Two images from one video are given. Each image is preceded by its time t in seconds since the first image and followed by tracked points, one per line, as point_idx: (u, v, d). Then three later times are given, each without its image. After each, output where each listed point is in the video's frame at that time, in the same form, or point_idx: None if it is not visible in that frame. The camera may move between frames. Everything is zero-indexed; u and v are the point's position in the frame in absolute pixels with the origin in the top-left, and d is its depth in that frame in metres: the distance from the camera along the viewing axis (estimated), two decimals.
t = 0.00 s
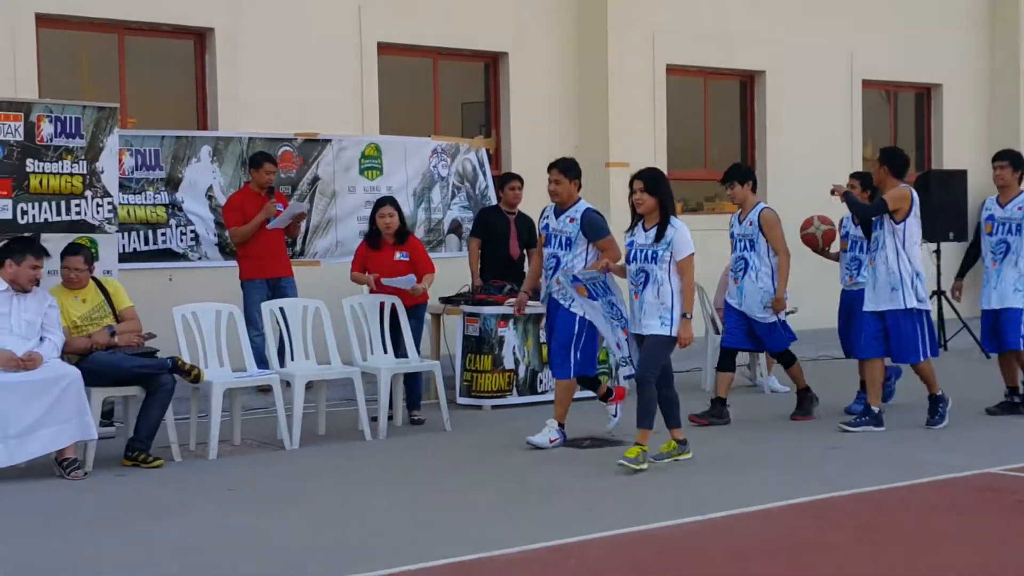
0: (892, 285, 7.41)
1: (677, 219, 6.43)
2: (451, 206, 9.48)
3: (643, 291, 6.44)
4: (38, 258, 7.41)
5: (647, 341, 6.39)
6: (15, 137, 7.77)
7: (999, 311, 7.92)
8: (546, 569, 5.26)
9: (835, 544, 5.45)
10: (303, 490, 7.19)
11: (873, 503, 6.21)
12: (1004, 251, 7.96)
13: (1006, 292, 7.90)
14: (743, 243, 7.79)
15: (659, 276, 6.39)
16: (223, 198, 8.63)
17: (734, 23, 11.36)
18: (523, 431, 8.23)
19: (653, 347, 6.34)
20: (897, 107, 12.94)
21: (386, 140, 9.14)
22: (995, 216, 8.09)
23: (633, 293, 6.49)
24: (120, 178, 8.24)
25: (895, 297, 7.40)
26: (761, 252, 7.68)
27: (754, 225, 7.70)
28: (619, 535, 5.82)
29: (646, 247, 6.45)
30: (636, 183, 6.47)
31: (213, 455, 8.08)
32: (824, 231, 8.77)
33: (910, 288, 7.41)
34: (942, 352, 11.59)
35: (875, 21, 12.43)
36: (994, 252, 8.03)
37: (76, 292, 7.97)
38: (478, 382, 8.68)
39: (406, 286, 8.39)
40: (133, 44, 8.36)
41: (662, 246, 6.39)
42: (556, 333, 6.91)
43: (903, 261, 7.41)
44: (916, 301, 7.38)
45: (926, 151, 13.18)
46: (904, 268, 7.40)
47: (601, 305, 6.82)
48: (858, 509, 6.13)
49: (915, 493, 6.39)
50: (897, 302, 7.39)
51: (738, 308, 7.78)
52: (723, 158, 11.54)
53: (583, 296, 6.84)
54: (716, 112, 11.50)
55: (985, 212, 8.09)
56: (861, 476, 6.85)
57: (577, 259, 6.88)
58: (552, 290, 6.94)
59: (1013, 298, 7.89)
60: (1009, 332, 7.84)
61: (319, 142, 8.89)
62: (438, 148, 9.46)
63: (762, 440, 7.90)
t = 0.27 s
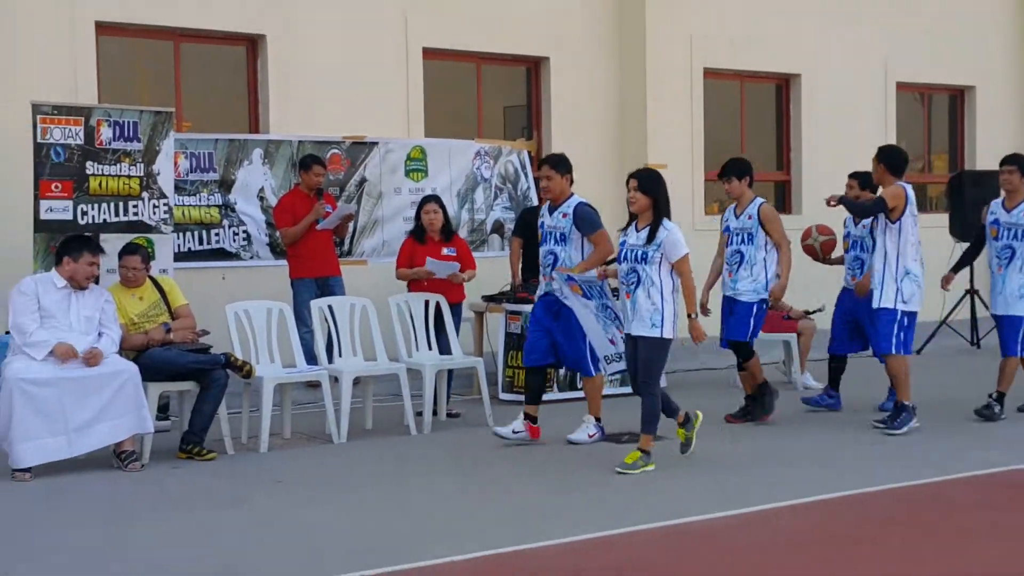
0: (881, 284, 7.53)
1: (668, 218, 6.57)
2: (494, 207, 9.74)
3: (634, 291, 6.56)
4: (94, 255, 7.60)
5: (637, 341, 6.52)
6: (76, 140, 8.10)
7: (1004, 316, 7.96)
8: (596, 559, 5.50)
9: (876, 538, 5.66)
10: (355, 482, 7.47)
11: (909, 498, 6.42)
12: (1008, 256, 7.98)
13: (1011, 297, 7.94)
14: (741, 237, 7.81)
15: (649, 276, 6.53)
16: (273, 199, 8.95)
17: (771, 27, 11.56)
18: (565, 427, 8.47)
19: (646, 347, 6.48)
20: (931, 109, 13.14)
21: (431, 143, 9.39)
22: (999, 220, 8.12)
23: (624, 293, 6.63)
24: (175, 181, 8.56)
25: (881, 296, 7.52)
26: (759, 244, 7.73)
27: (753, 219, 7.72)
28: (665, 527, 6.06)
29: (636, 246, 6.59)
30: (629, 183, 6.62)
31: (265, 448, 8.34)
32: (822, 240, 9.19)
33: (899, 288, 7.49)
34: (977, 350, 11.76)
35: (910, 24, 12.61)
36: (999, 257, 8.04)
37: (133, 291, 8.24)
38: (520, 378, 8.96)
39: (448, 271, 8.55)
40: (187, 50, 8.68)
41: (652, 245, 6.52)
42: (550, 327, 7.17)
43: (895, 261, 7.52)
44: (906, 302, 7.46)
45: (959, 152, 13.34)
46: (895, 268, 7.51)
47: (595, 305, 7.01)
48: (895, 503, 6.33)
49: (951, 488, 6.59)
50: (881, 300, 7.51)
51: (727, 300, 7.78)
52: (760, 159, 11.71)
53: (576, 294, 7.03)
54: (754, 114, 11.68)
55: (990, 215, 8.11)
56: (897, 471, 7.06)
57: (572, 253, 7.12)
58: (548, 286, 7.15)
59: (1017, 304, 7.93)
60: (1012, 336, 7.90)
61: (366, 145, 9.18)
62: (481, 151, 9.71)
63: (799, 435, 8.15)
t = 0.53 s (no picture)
0: (858, 287, 8.19)
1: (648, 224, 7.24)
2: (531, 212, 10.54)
3: (618, 293, 7.27)
4: (168, 257, 8.52)
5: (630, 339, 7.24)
6: (152, 153, 9.00)
7: (978, 310, 8.77)
8: (628, 532, 6.42)
9: (871, 517, 6.58)
10: (408, 461, 8.42)
11: (908, 480, 7.41)
12: (983, 254, 8.78)
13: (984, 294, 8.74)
14: (722, 247, 8.62)
15: (629, 279, 7.21)
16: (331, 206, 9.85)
17: (785, 48, 13.06)
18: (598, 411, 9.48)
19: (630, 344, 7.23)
20: (934, 122, 14.67)
21: (474, 155, 10.24)
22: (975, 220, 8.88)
23: (609, 294, 7.32)
24: (242, 190, 9.45)
25: (860, 298, 8.16)
26: (738, 254, 8.53)
27: (735, 232, 8.54)
28: (684, 505, 6.99)
29: (619, 251, 7.29)
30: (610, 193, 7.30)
31: (321, 431, 9.23)
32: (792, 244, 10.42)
33: (875, 290, 8.15)
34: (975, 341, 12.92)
35: (913, 45, 14.13)
36: (975, 255, 8.83)
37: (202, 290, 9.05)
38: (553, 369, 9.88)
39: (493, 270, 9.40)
40: (253, 72, 10.05)
41: (632, 250, 7.19)
42: (535, 328, 7.91)
43: (870, 264, 8.16)
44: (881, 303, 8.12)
45: (960, 161, 14.88)
46: (871, 271, 8.15)
47: (579, 305, 7.79)
48: (895, 485, 7.32)
49: (945, 472, 7.57)
50: (857, 303, 8.15)
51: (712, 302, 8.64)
52: (774, 169, 13.24)
53: (564, 296, 7.79)
54: (769, 127, 13.25)
55: (965, 216, 8.87)
56: (897, 455, 8.08)
57: (552, 258, 7.89)
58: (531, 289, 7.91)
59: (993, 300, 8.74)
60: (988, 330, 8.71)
61: (414, 157, 10.08)
62: (519, 161, 10.52)
63: (807, 420, 9.24)
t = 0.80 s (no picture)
0: (843, 287, 8.61)
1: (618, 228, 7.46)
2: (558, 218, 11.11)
3: (587, 293, 7.52)
4: (220, 261, 9.09)
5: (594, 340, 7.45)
6: (204, 163, 9.57)
7: (960, 314, 9.12)
8: (653, 521, 6.96)
9: (881, 508, 7.10)
10: (445, 452, 9.00)
11: (917, 473, 7.92)
12: (961, 260, 9.15)
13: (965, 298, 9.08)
14: (705, 245, 9.06)
15: (598, 279, 7.46)
16: (370, 212, 10.44)
17: (799, 61, 13.59)
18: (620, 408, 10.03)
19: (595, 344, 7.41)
20: (942, 132, 15.17)
21: (504, 163, 10.81)
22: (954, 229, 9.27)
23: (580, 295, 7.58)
24: (287, 197, 10.08)
25: (847, 297, 8.58)
26: (718, 253, 8.93)
27: (717, 230, 8.95)
28: (705, 496, 7.53)
29: (589, 255, 7.51)
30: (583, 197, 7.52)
31: (361, 424, 9.82)
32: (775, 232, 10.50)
33: (861, 289, 8.55)
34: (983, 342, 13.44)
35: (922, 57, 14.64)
36: (953, 261, 9.19)
37: (250, 290, 9.64)
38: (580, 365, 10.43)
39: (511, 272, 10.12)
40: (298, 86, 10.73)
41: (602, 253, 7.43)
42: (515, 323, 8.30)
43: (856, 265, 8.55)
44: (866, 301, 8.53)
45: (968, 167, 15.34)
46: (854, 271, 8.55)
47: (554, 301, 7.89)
48: (904, 477, 7.83)
49: (951, 465, 8.09)
50: (845, 301, 8.58)
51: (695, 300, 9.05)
52: (789, 176, 13.79)
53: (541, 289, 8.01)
54: (784, 137, 13.78)
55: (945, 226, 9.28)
56: (905, 449, 8.59)
57: (536, 258, 8.17)
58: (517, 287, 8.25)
59: (974, 303, 9.08)
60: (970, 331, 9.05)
61: (448, 166, 10.65)
62: (547, 170, 11.07)
63: (820, 416, 9.76)
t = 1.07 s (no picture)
0: (843, 293, 8.46)
1: (597, 235, 7.10)
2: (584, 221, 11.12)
3: (565, 303, 7.15)
4: (247, 264, 9.16)
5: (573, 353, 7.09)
6: (231, 166, 9.66)
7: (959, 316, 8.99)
8: (675, 523, 6.96)
9: (905, 511, 7.07)
10: (468, 454, 9.04)
11: (941, 477, 7.85)
12: (959, 261, 9.02)
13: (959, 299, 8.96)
14: (696, 252, 9.03)
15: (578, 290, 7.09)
16: (396, 216, 10.53)
17: (827, 62, 13.51)
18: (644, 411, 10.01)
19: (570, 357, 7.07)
20: (972, 133, 15.01)
21: (529, 166, 10.80)
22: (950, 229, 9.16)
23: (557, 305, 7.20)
24: (313, 200, 10.14)
25: (847, 304, 8.43)
26: (709, 259, 8.88)
27: (705, 235, 8.91)
28: (726, 499, 7.52)
29: (568, 263, 7.16)
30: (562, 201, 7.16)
31: (388, 426, 9.85)
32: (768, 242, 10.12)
33: (862, 296, 8.38)
34: (1013, 344, 13.31)
35: (952, 57, 14.50)
36: (951, 261, 9.07)
37: (277, 293, 9.70)
38: (606, 367, 10.41)
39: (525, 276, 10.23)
40: (324, 90, 10.80)
41: (582, 262, 7.06)
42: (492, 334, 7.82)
43: (857, 271, 8.40)
44: (869, 309, 8.35)
45: (998, 169, 15.19)
46: (853, 278, 8.41)
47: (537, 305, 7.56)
48: (928, 481, 7.76)
49: (977, 469, 8.01)
50: (848, 309, 8.41)
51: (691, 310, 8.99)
52: (817, 178, 13.71)
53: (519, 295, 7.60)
54: (812, 138, 13.70)
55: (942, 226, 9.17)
56: (931, 452, 8.51)
57: (518, 268, 7.88)
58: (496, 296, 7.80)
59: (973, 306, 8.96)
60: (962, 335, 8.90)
61: (474, 169, 10.68)
62: (573, 172, 11.07)
63: (845, 420, 9.70)
